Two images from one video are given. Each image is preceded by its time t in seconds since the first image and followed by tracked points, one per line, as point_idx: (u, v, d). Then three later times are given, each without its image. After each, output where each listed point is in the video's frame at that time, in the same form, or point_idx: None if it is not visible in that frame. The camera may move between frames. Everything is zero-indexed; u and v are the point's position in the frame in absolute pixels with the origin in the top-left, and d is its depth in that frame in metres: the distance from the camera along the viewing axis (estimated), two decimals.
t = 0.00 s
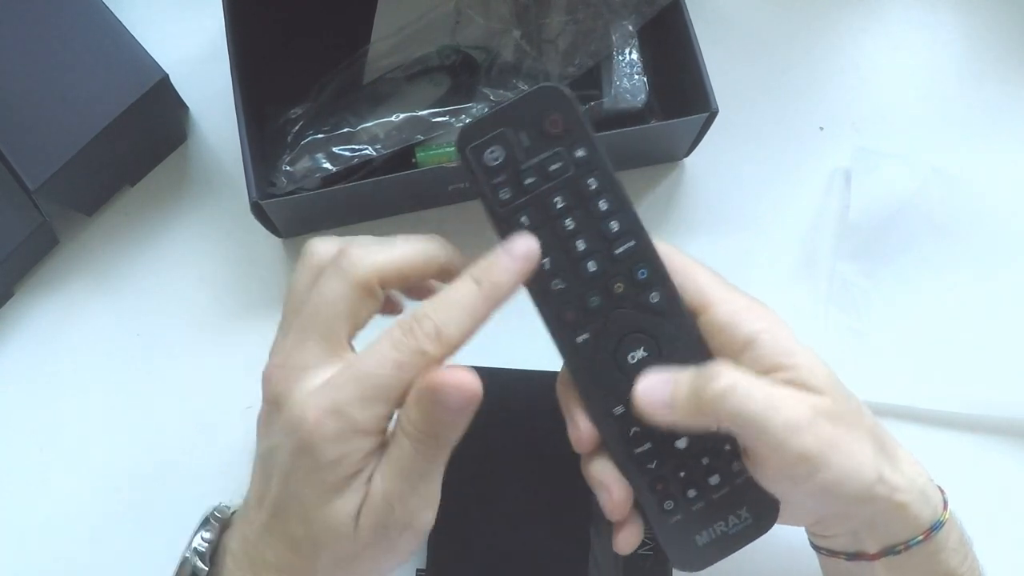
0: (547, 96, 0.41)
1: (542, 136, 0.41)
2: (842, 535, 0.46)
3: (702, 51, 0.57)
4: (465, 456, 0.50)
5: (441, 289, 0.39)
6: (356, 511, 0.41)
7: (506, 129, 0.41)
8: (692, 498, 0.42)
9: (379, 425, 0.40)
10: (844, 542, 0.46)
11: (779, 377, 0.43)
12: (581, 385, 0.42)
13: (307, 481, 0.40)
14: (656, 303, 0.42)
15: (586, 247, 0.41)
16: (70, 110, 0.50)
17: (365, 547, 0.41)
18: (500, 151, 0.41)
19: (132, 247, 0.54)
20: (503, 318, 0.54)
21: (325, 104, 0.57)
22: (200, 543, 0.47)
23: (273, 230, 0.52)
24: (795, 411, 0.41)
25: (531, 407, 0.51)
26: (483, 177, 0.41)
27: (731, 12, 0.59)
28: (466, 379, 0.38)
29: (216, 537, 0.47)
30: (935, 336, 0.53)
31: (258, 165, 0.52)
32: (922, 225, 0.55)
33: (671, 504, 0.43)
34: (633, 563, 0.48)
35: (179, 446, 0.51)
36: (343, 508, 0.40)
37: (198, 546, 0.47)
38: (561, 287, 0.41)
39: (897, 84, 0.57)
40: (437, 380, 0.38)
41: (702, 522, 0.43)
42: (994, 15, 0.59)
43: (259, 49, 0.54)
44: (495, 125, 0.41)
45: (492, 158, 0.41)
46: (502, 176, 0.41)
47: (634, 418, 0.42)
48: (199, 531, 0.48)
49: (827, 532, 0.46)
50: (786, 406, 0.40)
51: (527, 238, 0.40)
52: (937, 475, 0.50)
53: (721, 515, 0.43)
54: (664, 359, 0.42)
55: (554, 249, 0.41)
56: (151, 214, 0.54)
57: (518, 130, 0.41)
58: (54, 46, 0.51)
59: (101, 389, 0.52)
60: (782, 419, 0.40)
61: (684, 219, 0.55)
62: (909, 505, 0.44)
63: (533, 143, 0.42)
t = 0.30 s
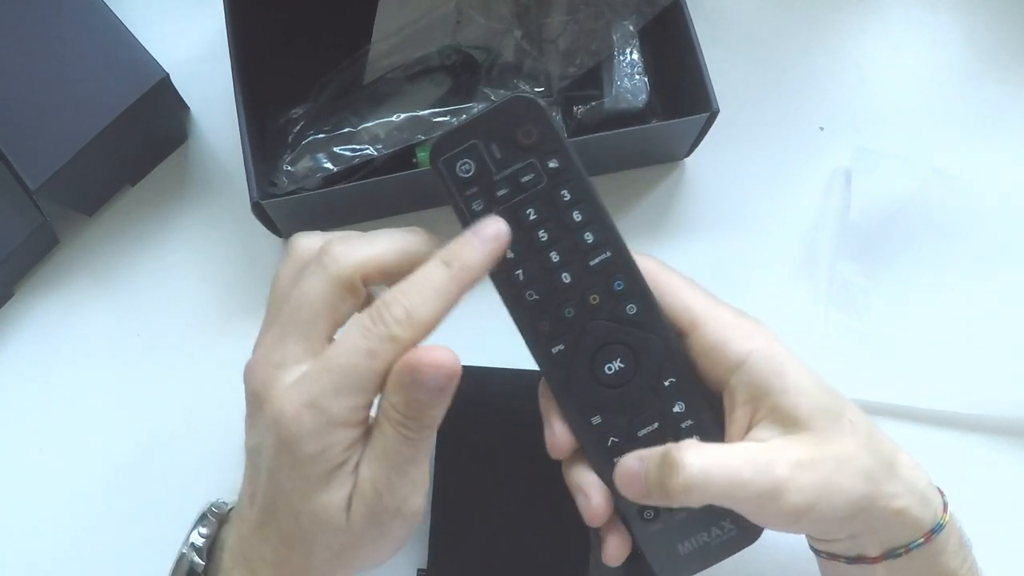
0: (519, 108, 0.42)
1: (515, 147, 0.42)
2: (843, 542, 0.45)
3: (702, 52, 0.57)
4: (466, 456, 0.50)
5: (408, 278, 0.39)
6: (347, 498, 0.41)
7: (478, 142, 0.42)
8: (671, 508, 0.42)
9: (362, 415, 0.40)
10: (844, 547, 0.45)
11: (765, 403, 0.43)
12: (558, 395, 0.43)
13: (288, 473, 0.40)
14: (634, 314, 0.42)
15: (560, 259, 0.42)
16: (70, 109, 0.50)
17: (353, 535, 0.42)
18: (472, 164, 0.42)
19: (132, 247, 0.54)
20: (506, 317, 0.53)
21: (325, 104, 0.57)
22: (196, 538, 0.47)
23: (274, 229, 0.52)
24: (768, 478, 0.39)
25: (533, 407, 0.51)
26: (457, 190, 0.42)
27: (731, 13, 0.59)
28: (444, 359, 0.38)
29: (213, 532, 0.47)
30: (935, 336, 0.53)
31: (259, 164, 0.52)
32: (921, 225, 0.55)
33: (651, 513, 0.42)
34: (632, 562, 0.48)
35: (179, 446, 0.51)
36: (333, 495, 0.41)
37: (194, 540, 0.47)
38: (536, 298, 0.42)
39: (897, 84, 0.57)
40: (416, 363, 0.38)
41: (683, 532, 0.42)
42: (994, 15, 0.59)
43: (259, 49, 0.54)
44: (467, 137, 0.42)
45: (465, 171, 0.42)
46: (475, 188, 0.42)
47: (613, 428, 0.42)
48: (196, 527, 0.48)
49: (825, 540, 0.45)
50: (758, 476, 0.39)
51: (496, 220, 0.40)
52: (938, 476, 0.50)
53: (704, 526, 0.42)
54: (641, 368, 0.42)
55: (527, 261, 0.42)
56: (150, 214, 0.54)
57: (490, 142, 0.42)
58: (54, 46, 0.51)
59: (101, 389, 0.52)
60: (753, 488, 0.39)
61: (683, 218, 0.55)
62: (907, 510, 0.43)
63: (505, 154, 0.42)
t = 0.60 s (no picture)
0: (515, 106, 0.42)
1: (511, 146, 0.42)
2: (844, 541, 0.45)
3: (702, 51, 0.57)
4: (467, 456, 0.50)
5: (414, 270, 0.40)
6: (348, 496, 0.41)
7: (475, 140, 0.42)
8: (673, 511, 0.42)
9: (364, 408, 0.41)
10: (844, 546, 0.45)
11: (769, 398, 0.44)
12: (557, 394, 0.42)
13: (287, 467, 0.40)
14: (631, 312, 0.42)
15: (556, 255, 0.42)
16: (70, 110, 0.50)
17: (352, 533, 0.42)
18: (470, 161, 0.42)
19: (133, 247, 0.54)
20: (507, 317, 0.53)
21: (325, 104, 0.57)
22: (201, 536, 0.48)
23: (274, 229, 0.52)
24: (779, 449, 0.40)
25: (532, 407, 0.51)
26: (454, 188, 0.42)
27: (730, 14, 0.59)
28: (444, 347, 0.38)
29: (218, 530, 0.48)
30: (934, 336, 0.53)
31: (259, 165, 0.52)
32: (921, 225, 0.55)
33: (651, 518, 0.42)
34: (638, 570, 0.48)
35: (179, 446, 0.51)
36: (333, 490, 0.41)
37: (198, 538, 0.48)
38: (533, 295, 0.42)
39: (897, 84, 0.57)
40: (415, 350, 0.38)
41: (685, 538, 0.42)
42: (994, 15, 0.59)
43: (258, 50, 0.54)
44: (464, 136, 0.42)
45: (462, 168, 0.42)
46: (472, 186, 0.42)
47: (612, 427, 0.42)
48: (201, 524, 0.48)
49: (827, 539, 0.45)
50: (770, 443, 0.39)
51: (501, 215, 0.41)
52: (938, 476, 0.50)
53: (706, 533, 0.42)
54: (638, 367, 0.42)
55: (524, 257, 0.42)
56: (150, 214, 0.54)
57: (487, 140, 0.42)
58: (53, 46, 0.51)
59: (102, 389, 0.52)
60: (766, 457, 0.39)
61: (683, 217, 0.55)
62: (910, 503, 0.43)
63: (501, 152, 0.42)
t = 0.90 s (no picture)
0: (514, 108, 0.42)
1: (511, 147, 0.42)
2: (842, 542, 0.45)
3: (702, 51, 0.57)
4: (466, 456, 0.50)
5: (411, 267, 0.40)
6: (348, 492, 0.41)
7: (475, 141, 0.42)
8: (668, 515, 0.42)
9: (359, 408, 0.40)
10: (842, 546, 0.45)
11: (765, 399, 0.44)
12: (553, 395, 0.42)
13: (286, 465, 0.40)
14: (627, 314, 0.42)
15: (554, 257, 0.42)
16: (70, 109, 0.50)
17: (352, 531, 0.42)
18: (469, 162, 0.42)
19: (132, 246, 0.54)
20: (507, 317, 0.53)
21: (325, 104, 0.57)
22: (201, 536, 0.48)
23: (273, 230, 0.52)
24: (772, 467, 0.39)
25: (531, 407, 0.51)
26: (453, 188, 0.42)
27: (730, 14, 0.59)
28: (446, 340, 0.38)
29: (218, 530, 0.48)
30: (934, 336, 0.53)
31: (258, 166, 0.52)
32: (921, 225, 0.55)
33: (646, 521, 0.42)
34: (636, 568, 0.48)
35: (179, 446, 0.51)
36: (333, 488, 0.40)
37: (198, 539, 0.48)
38: (530, 296, 0.42)
39: (897, 83, 0.57)
40: (418, 343, 0.38)
41: (679, 542, 0.42)
42: (994, 15, 0.59)
43: (258, 50, 0.54)
44: (463, 137, 0.42)
45: (462, 169, 0.42)
46: (471, 187, 0.42)
47: (607, 429, 0.42)
48: (201, 525, 0.48)
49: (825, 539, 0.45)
50: (761, 461, 0.39)
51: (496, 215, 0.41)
52: (938, 476, 0.50)
53: (699, 537, 0.42)
54: (634, 369, 0.42)
55: (521, 258, 0.42)
56: (150, 214, 0.54)
57: (486, 142, 0.42)
58: (53, 46, 0.51)
59: (101, 389, 0.52)
60: (757, 476, 0.39)
61: (683, 217, 0.55)
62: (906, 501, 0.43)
63: (500, 154, 0.42)
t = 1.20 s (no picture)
0: (515, 108, 0.42)
1: (512, 146, 0.42)
2: (839, 542, 0.45)
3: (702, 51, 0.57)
4: (466, 457, 0.50)
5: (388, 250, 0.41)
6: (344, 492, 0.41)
7: (477, 140, 0.42)
8: (664, 512, 0.42)
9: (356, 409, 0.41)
10: (840, 546, 0.45)
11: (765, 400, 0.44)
12: (552, 393, 0.42)
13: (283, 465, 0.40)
14: (626, 312, 0.42)
15: (554, 256, 0.42)
16: (70, 109, 0.50)
17: (350, 529, 0.41)
18: (470, 161, 0.42)
19: (132, 246, 0.54)
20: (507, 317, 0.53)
21: (325, 104, 0.57)
22: (199, 536, 0.48)
23: (273, 230, 0.52)
24: (756, 480, 0.39)
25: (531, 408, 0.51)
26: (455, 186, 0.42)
27: (730, 14, 0.59)
28: (450, 348, 0.40)
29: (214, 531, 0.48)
30: (934, 336, 0.53)
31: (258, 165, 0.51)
32: (921, 225, 0.55)
33: (643, 518, 0.42)
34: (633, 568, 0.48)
35: (178, 446, 0.51)
36: (329, 488, 0.40)
37: (196, 539, 0.48)
38: (530, 295, 0.42)
39: (897, 83, 0.57)
40: (424, 350, 0.39)
41: (674, 538, 0.42)
42: (994, 15, 0.59)
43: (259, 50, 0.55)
44: (465, 136, 0.42)
45: (463, 167, 0.42)
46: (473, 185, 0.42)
47: (605, 427, 0.42)
48: (198, 525, 0.48)
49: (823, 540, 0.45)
50: (747, 475, 0.39)
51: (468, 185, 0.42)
52: (937, 476, 0.50)
53: (694, 533, 0.42)
54: (633, 368, 0.42)
55: (521, 256, 0.42)
56: (150, 214, 0.54)
57: (488, 141, 0.42)
58: (53, 45, 0.51)
59: (101, 389, 0.52)
60: (741, 490, 0.39)
61: (683, 217, 0.55)
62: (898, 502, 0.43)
63: (501, 152, 0.42)
